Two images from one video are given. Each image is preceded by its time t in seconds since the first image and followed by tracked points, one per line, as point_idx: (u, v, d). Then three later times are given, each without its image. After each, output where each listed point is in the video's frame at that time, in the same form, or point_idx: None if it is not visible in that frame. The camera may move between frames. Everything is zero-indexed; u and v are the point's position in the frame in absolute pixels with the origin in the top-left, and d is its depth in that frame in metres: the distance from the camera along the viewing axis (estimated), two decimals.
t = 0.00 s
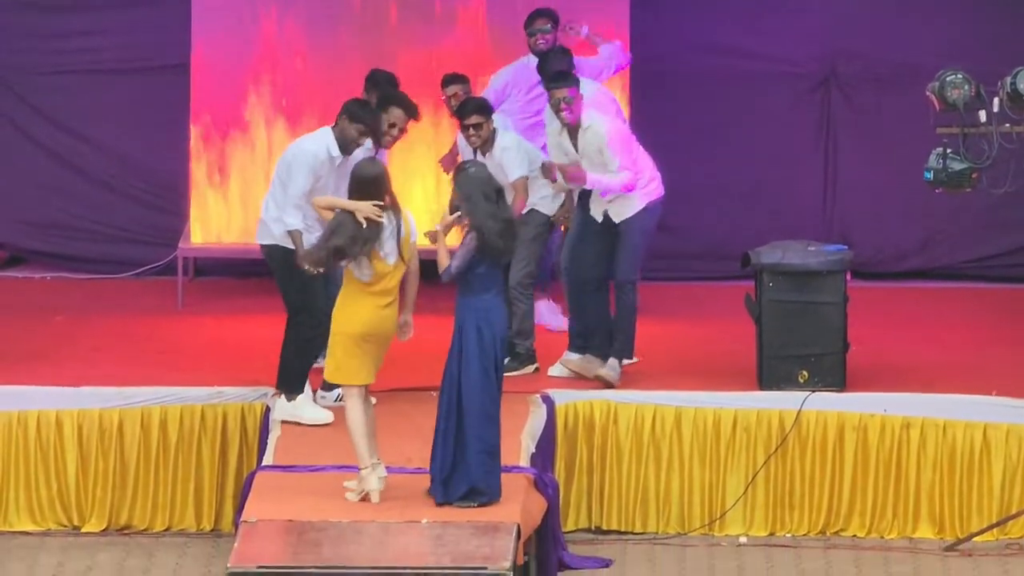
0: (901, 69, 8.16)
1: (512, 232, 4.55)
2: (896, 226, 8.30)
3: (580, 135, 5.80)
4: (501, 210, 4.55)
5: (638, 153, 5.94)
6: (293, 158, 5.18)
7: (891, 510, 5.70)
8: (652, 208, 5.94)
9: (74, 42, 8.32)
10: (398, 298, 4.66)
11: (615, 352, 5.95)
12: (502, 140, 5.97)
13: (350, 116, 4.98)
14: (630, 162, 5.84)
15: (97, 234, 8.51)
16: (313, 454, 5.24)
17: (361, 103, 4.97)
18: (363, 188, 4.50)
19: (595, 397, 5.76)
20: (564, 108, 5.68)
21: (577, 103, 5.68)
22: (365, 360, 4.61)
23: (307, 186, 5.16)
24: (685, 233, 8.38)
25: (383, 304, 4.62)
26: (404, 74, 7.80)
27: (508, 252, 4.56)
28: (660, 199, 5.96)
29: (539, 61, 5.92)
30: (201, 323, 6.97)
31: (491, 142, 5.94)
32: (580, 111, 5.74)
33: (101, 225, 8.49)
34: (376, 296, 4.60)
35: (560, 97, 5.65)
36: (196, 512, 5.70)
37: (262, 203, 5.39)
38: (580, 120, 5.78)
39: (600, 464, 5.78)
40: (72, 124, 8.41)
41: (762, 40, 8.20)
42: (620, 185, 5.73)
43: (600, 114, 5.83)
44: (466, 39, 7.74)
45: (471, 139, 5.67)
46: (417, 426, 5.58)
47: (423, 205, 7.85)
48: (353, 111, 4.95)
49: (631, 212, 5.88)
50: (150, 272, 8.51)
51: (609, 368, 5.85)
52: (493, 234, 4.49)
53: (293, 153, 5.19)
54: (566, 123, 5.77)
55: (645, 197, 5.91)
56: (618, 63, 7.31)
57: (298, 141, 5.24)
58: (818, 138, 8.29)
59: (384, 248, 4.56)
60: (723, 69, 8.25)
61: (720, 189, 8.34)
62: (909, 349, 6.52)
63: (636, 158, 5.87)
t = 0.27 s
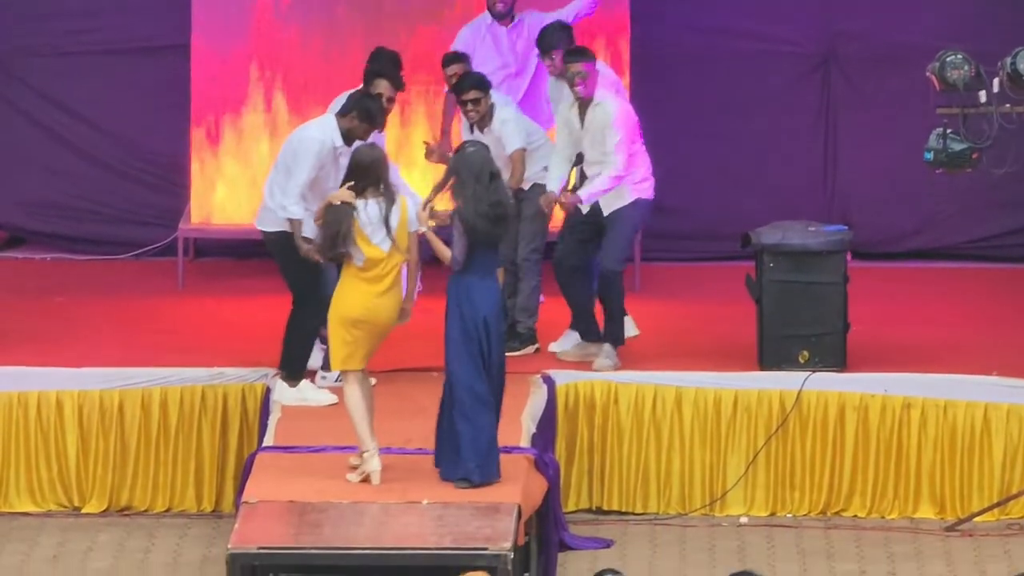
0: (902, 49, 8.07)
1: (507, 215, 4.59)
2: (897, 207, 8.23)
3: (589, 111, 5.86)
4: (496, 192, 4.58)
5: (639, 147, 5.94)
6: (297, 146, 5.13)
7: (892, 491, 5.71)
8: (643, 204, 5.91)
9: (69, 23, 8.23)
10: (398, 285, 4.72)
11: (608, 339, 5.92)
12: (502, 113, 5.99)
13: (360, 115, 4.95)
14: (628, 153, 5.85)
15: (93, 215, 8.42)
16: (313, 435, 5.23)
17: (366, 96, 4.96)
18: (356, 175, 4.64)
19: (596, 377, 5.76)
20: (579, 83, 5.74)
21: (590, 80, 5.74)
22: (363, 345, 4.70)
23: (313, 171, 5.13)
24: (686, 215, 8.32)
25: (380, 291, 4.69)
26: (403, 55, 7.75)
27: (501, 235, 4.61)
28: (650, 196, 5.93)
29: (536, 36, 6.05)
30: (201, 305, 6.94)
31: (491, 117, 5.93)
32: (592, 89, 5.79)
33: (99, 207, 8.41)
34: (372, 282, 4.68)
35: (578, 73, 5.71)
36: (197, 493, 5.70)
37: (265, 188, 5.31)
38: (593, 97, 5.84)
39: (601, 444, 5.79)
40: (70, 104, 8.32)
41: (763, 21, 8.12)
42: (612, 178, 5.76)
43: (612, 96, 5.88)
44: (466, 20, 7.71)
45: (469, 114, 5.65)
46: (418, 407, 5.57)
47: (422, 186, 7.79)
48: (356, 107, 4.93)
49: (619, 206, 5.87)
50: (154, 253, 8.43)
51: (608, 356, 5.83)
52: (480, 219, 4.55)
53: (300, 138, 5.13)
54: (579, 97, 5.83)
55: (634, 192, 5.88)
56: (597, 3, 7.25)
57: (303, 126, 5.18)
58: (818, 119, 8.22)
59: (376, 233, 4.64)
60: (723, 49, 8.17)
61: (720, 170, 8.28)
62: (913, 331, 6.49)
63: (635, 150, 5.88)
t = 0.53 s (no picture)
0: (902, 32, 8.04)
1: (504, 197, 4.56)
2: (897, 190, 8.22)
3: (586, 94, 5.82)
4: (492, 173, 4.54)
5: (638, 121, 5.92)
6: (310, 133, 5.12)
7: (893, 474, 5.73)
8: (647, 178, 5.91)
9: (67, 8, 8.20)
10: (394, 258, 4.76)
11: (611, 320, 5.89)
12: (501, 100, 6.04)
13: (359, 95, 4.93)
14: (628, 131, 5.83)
15: (93, 201, 8.41)
16: (314, 419, 5.23)
17: (363, 73, 4.92)
18: (353, 150, 4.67)
19: (598, 360, 5.76)
20: (571, 66, 5.68)
21: (584, 62, 5.69)
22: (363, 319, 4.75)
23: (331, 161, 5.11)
24: (687, 199, 8.30)
25: (376, 264, 4.74)
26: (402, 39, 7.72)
27: (497, 216, 4.58)
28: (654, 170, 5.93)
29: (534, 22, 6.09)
30: (202, 290, 6.94)
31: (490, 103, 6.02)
32: (589, 70, 5.75)
33: (100, 191, 8.40)
34: (368, 257, 4.73)
35: (568, 55, 5.67)
36: (199, 477, 5.71)
37: (268, 176, 5.35)
38: (589, 79, 5.79)
39: (602, 427, 5.79)
40: (70, 89, 8.30)
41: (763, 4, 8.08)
42: (616, 160, 5.75)
43: (608, 75, 5.83)
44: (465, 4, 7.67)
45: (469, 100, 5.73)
46: (419, 391, 5.57)
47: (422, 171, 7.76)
48: (353, 88, 4.90)
49: (624, 182, 5.87)
50: (153, 238, 8.44)
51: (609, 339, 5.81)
52: (472, 200, 4.54)
53: (313, 129, 5.11)
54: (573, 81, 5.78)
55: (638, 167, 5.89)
56: None
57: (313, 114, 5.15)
58: (819, 103, 8.20)
59: (363, 210, 4.71)
60: (724, 33, 8.14)
61: (720, 154, 8.26)
62: (915, 315, 6.47)
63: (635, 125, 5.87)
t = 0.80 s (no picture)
0: (903, 23, 8.03)
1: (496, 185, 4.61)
2: (898, 181, 8.22)
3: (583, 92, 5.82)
4: (479, 164, 4.60)
5: (637, 113, 5.92)
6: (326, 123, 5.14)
7: (895, 465, 5.73)
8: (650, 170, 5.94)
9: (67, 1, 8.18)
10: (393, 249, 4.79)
11: (612, 313, 5.94)
12: (508, 88, 6.04)
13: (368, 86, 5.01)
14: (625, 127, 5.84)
15: (94, 193, 8.40)
16: (316, 411, 5.22)
17: (361, 68, 5.02)
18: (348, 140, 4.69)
19: (599, 352, 5.76)
20: (563, 73, 5.73)
21: (577, 67, 5.72)
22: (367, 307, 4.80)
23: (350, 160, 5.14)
24: (688, 190, 8.30)
25: (375, 254, 4.78)
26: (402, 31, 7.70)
27: (484, 207, 4.64)
28: (657, 159, 5.95)
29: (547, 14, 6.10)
30: (203, 281, 6.93)
31: (496, 92, 6.02)
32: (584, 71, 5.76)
33: (101, 183, 8.39)
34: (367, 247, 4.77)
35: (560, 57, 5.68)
36: (201, 467, 5.71)
37: (272, 163, 5.36)
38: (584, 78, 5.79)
39: (604, 419, 5.79)
40: (70, 80, 8.28)
41: None
42: (608, 148, 5.73)
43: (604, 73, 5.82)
44: None
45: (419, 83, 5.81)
46: (420, 383, 5.56)
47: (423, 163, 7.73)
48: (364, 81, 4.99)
49: (627, 174, 5.89)
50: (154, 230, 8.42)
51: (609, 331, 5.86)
52: (457, 189, 4.62)
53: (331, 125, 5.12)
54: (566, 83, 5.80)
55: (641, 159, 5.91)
56: None
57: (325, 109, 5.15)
58: (820, 94, 8.19)
59: (359, 200, 4.74)
60: (725, 24, 8.13)
61: (721, 146, 8.25)
62: (917, 306, 6.46)
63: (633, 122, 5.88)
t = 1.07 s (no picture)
0: (904, 24, 8.03)
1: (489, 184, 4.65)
2: (899, 182, 8.22)
3: (590, 100, 5.83)
4: (473, 162, 4.63)
5: (640, 129, 5.93)
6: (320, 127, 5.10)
7: (896, 465, 5.73)
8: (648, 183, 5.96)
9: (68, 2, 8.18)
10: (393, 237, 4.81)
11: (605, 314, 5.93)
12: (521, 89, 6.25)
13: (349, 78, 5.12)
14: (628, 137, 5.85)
15: (95, 195, 8.40)
16: (317, 412, 5.22)
17: (338, 62, 5.12)
18: (349, 130, 4.69)
19: (600, 352, 5.75)
20: (569, 78, 5.72)
21: (583, 73, 5.71)
22: (369, 294, 4.80)
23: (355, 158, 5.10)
24: (689, 191, 8.29)
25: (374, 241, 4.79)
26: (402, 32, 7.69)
27: (476, 205, 4.66)
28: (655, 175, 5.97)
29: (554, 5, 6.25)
30: (204, 282, 6.93)
31: (509, 94, 6.28)
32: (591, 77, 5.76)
33: (102, 184, 8.39)
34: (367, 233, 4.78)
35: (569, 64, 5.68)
36: (202, 468, 5.71)
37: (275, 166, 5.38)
38: (591, 86, 5.80)
39: (605, 419, 5.79)
40: (72, 82, 8.29)
41: None
42: (612, 167, 5.77)
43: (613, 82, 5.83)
44: None
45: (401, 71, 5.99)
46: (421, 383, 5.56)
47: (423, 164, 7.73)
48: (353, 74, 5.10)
49: (624, 186, 5.91)
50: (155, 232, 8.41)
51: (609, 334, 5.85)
52: (449, 186, 4.64)
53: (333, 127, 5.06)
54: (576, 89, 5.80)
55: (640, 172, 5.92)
56: None
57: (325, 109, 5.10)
58: (821, 95, 8.19)
59: (367, 190, 4.76)
60: (726, 25, 8.13)
61: (722, 146, 8.25)
62: (918, 307, 6.45)
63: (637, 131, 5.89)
